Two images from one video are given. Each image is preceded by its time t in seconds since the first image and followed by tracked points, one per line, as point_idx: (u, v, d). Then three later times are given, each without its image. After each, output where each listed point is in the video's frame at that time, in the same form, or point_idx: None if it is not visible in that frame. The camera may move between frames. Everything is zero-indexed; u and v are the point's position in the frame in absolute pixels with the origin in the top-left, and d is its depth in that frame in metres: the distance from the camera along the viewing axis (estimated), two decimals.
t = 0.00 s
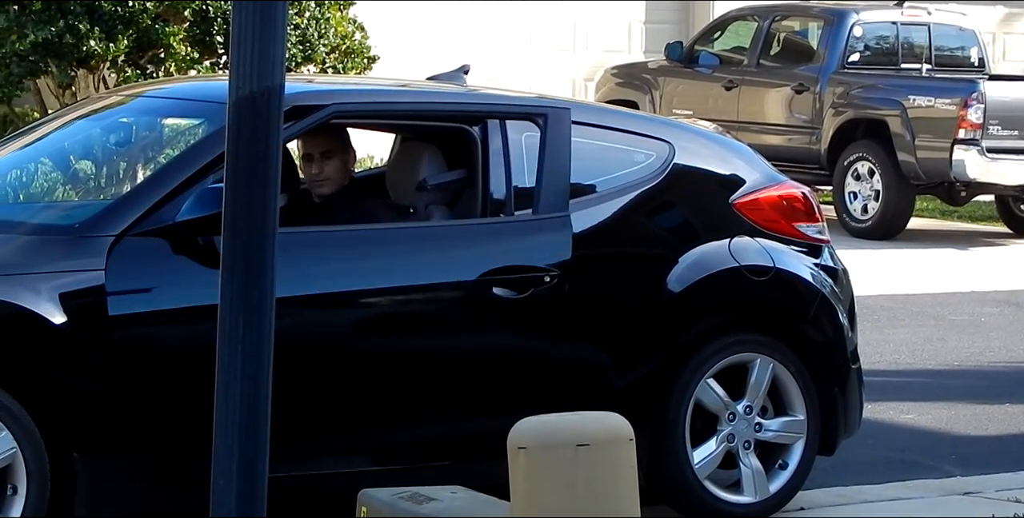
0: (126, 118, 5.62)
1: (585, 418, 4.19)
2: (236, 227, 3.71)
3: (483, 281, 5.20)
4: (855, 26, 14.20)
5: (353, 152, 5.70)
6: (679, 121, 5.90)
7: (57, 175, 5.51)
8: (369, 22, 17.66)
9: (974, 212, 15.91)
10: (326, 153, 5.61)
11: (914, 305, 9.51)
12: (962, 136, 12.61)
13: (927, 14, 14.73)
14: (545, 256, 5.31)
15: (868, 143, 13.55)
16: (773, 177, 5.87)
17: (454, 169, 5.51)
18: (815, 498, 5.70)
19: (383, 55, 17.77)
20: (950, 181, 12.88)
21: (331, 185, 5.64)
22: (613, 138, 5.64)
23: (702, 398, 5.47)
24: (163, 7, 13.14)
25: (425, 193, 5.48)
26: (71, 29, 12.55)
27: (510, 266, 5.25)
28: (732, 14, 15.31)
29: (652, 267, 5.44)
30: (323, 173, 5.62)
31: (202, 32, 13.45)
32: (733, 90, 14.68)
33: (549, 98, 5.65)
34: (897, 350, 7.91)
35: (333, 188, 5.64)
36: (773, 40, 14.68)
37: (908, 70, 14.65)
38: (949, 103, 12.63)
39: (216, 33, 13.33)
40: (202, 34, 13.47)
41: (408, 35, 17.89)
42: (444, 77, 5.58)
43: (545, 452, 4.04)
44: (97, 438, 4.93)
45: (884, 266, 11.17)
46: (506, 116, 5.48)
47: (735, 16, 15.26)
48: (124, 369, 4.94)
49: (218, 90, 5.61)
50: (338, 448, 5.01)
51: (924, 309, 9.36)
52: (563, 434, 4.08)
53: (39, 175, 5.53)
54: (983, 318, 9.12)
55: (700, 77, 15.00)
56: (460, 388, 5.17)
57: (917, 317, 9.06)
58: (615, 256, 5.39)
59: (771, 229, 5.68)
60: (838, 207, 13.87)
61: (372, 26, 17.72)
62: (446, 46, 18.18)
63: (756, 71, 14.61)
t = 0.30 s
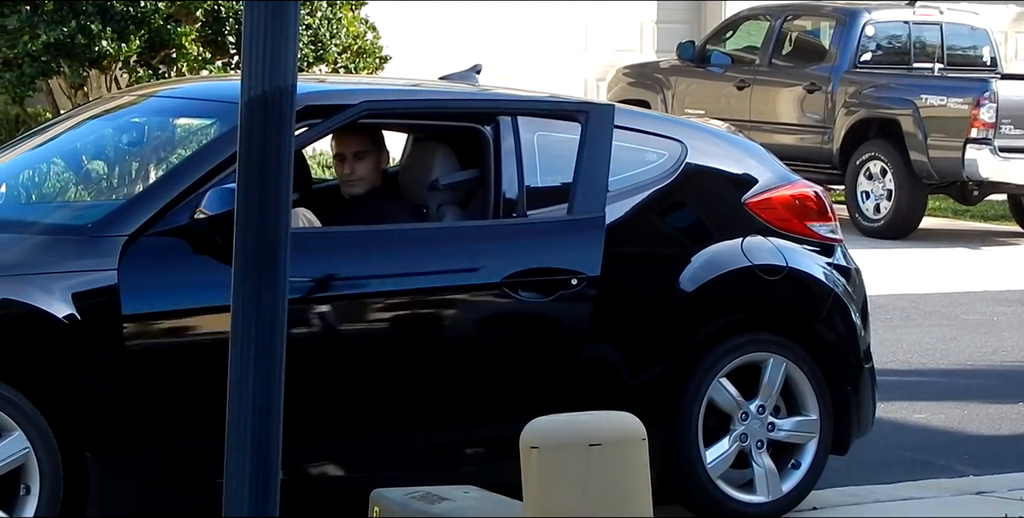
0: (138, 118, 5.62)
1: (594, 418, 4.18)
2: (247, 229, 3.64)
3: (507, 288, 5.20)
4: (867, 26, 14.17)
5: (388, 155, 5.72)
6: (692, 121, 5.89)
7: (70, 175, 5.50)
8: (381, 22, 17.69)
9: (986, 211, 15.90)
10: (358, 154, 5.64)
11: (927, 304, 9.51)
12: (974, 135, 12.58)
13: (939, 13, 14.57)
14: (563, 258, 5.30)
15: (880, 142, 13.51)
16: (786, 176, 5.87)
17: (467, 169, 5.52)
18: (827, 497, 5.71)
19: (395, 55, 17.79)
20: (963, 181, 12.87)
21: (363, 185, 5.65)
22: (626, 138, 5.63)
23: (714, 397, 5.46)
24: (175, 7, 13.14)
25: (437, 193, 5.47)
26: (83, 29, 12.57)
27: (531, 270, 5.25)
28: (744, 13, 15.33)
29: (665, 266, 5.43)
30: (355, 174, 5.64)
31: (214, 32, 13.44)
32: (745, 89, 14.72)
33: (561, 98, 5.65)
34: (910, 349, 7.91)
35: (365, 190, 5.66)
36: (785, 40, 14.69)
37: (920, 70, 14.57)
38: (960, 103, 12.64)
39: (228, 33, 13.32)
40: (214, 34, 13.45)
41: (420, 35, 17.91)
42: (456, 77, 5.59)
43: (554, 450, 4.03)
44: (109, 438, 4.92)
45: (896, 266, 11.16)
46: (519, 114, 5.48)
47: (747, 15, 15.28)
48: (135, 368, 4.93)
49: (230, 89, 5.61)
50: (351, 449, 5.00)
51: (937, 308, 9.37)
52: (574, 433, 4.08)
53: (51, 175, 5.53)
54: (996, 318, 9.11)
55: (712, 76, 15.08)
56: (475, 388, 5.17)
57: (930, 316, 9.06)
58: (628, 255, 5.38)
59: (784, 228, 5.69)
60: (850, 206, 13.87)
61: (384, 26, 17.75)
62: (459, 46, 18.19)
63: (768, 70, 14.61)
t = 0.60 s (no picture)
0: (157, 117, 5.63)
1: (613, 417, 4.18)
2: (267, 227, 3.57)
3: (526, 297, 5.19)
4: (885, 25, 14.14)
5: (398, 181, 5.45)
6: (711, 120, 5.89)
7: (88, 173, 5.50)
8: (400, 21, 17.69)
9: (1005, 210, 15.88)
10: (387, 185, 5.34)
11: (946, 303, 9.51)
12: (993, 134, 12.61)
13: (958, 11, 14.50)
14: (586, 259, 5.29)
15: (898, 142, 13.48)
16: (805, 176, 5.87)
17: (485, 168, 5.54)
18: (846, 496, 5.72)
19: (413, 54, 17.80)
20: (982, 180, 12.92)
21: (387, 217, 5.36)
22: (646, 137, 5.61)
23: (734, 396, 5.46)
24: (194, 6, 13.05)
25: (455, 192, 5.53)
26: (101, 28, 12.59)
27: (544, 276, 5.22)
28: (762, 12, 15.26)
29: (684, 266, 5.43)
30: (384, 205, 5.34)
31: (232, 32, 13.43)
32: (764, 88, 14.70)
33: (580, 97, 5.64)
34: (929, 348, 7.90)
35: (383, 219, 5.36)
36: (803, 38, 14.65)
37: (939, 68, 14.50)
38: (980, 101, 12.66)
39: (247, 32, 13.31)
40: (233, 33, 13.43)
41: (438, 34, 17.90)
42: (474, 76, 5.60)
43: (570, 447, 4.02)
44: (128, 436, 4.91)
45: (914, 265, 11.14)
46: (539, 114, 5.48)
47: (765, 14, 15.22)
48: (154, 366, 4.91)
49: (249, 88, 5.62)
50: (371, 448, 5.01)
51: (956, 307, 9.37)
52: (592, 433, 4.07)
53: (70, 174, 5.52)
54: (1016, 316, 9.11)
55: (730, 75, 15.06)
56: (495, 388, 5.17)
57: (950, 315, 9.07)
58: (648, 255, 5.37)
59: (803, 228, 5.68)
60: (868, 204, 13.83)
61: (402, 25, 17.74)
62: (477, 44, 18.19)
63: (787, 69, 14.58)
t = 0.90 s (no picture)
0: (179, 116, 5.63)
1: (636, 417, 4.13)
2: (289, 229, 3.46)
3: (525, 302, 5.16)
4: (908, 24, 14.07)
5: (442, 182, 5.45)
6: (733, 119, 5.89)
7: (111, 173, 5.50)
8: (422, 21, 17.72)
9: None
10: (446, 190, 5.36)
11: (969, 303, 9.51)
12: (1015, 133, 12.53)
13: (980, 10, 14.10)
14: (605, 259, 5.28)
15: (920, 141, 13.45)
16: (828, 175, 5.87)
17: (507, 168, 5.57)
18: (868, 494, 5.72)
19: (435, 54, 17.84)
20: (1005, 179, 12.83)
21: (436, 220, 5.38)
22: (667, 137, 5.60)
23: (756, 396, 5.46)
24: (216, 6, 13.08)
25: (477, 191, 5.55)
26: (124, 28, 12.62)
27: (541, 282, 5.20)
28: (784, 11, 15.33)
29: (706, 265, 5.42)
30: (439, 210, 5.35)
31: (255, 32, 13.44)
32: (786, 87, 14.76)
33: (599, 97, 5.65)
34: (955, 347, 7.90)
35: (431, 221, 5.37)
36: (826, 38, 14.69)
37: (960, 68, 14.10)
38: (1003, 100, 12.57)
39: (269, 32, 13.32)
40: (255, 33, 13.43)
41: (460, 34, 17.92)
42: (496, 76, 5.62)
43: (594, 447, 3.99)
44: (149, 434, 4.91)
45: (935, 266, 11.13)
46: (560, 113, 5.48)
47: (787, 13, 15.28)
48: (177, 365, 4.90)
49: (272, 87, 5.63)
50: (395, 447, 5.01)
51: (981, 307, 9.36)
52: (614, 432, 4.02)
53: (92, 174, 5.51)
54: None
55: (752, 75, 15.14)
56: (519, 388, 5.18)
57: (974, 315, 9.06)
58: (669, 255, 5.37)
59: (825, 226, 5.68)
60: (891, 204, 13.80)
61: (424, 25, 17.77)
62: (500, 44, 18.21)
63: (809, 69, 14.61)
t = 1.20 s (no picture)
0: (196, 117, 5.64)
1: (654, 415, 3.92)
2: (307, 230, 3.45)
3: (540, 302, 5.16)
4: (925, 24, 14.00)
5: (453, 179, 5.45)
6: (751, 119, 5.89)
7: (128, 174, 5.50)
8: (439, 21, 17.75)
9: None
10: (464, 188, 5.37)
11: (987, 303, 9.51)
12: None
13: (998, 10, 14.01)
14: (622, 259, 5.28)
15: (939, 141, 13.46)
16: (845, 174, 5.87)
17: (524, 167, 5.56)
18: (885, 494, 5.72)
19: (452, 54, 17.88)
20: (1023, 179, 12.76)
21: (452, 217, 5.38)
22: (685, 137, 5.61)
23: (773, 396, 5.46)
24: (234, 7, 13.12)
25: (494, 190, 5.54)
26: (142, 28, 12.64)
27: (557, 282, 5.19)
28: (801, 11, 15.32)
29: (724, 265, 5.42)
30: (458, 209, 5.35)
31: (272, 32, 13.48)
32: (803, 87, 14.77)
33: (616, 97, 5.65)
34: (973, 348, 7.91)
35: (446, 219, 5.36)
36: (843, 37, 14.66)
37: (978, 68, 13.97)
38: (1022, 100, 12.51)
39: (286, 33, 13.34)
40: (273, 34, 13.49)
41: (477, 34, 17.96)
42: (514, 76, 5.62)
43: (612, 448, 3.78)
44: (167, 434, 4.91)
45: (954, 265, 11.16)
46: (579, 113, 5.48)
47: (804, 13, 15.27)
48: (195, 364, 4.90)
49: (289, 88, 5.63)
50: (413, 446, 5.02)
51: (999, 307, 9.35)
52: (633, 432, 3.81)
53: (110, 174, 5.52)
54: None
55: (771, 75, 15.12)
56: (538, 388, 5.17)
57: (991, 315, 9.06)
58: (687, 254, 5.37)
59: (842, 226, 5.68)
60: (909, 205, 13.80)
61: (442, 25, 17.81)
62: (517, 44, 18.23)
63: (826, 69, 14.60)
